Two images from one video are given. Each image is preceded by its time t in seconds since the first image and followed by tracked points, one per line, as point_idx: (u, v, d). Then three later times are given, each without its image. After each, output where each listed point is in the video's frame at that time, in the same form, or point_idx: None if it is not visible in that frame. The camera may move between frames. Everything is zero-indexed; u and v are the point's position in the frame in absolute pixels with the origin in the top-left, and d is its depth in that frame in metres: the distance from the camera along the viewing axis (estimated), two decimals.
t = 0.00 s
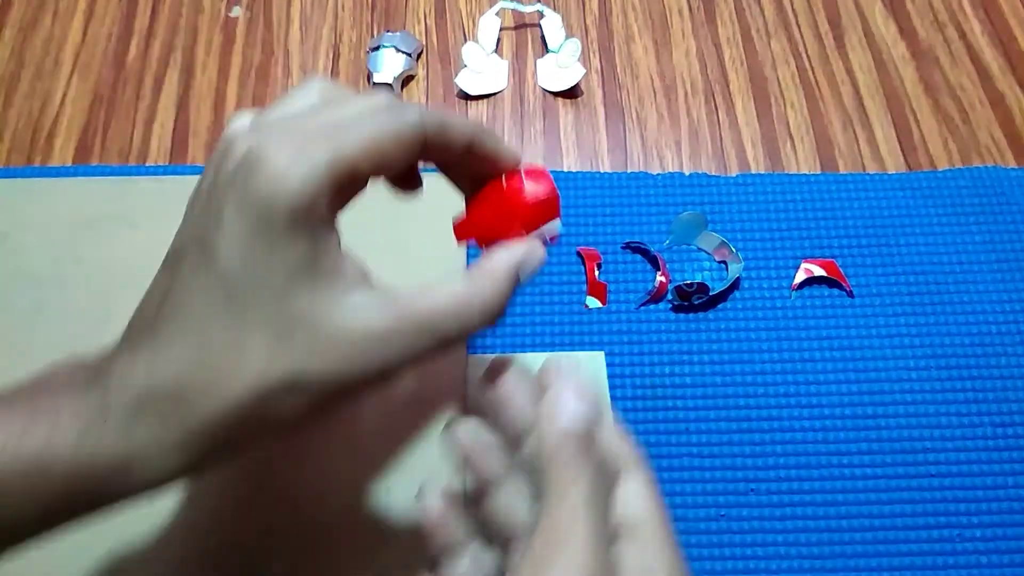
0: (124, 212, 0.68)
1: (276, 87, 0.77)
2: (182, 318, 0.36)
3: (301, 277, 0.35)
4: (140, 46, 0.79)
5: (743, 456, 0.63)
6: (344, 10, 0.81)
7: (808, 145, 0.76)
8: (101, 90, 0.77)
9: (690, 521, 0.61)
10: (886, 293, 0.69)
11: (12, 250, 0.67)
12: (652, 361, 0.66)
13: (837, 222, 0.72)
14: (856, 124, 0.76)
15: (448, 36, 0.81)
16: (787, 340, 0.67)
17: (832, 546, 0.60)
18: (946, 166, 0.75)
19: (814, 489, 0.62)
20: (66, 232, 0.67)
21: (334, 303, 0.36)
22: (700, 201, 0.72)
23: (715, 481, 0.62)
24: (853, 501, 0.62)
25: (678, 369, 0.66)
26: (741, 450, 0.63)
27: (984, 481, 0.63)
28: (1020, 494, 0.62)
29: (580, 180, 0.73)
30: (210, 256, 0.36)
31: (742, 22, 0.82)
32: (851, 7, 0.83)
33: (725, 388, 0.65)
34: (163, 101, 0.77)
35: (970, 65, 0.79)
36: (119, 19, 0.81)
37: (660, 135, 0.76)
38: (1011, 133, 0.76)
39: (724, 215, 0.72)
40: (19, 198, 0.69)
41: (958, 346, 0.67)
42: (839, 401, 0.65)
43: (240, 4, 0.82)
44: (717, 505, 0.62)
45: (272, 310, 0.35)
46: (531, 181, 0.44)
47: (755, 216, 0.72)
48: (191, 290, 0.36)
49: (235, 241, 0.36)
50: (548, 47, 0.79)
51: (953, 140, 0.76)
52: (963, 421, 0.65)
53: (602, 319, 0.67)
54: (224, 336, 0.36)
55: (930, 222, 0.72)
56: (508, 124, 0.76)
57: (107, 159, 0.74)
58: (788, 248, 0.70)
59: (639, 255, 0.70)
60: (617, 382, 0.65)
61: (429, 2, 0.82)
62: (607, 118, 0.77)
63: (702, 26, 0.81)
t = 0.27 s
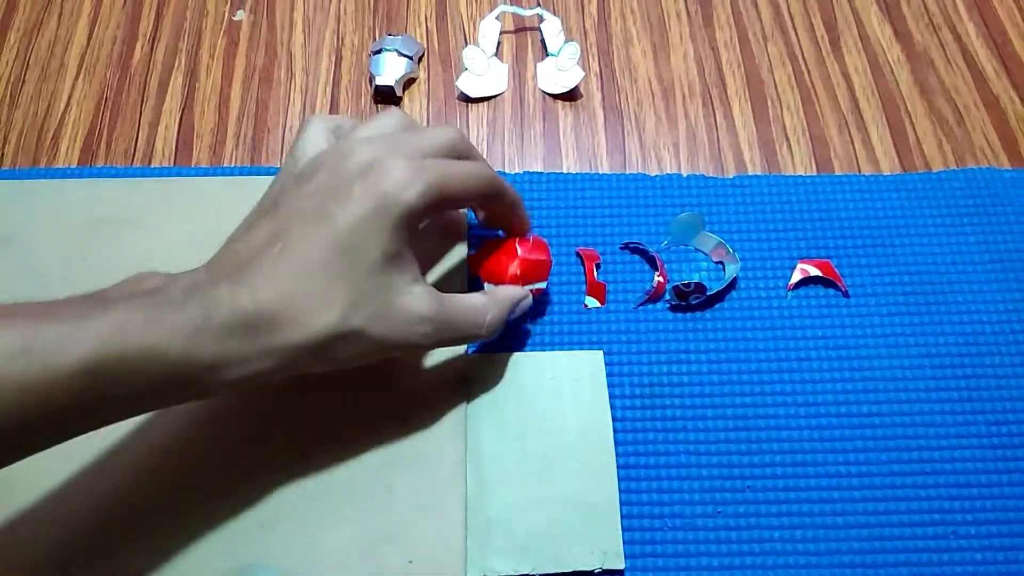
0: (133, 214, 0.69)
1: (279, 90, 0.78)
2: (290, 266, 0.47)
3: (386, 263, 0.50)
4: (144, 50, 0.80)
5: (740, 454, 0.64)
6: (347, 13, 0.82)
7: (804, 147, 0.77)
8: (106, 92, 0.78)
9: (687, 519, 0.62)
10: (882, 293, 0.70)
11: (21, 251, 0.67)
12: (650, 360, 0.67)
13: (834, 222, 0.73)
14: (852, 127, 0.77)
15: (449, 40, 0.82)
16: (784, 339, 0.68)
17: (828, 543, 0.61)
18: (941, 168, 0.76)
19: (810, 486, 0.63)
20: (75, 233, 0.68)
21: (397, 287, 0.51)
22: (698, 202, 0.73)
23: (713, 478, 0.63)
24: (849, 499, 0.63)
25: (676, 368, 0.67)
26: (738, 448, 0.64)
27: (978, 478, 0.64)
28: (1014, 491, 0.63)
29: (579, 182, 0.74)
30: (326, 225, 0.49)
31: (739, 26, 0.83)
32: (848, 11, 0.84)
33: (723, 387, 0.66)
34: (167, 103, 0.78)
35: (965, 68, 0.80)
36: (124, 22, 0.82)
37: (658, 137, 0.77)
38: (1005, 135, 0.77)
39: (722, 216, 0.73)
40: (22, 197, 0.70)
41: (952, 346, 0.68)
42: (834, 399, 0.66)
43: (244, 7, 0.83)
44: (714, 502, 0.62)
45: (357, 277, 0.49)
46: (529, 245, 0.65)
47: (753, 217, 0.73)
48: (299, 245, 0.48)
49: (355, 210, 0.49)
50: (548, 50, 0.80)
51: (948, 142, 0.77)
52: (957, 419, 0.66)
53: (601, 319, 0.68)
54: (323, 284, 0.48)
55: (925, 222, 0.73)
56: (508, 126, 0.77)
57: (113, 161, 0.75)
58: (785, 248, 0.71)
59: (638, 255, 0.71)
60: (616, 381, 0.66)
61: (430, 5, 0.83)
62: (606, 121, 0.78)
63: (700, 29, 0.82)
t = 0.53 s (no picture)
0: (133, 214, 0.69)
1: (279, 90, 0.78)
2: (308, 264, 0.50)
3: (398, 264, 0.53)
4: (143, 50, 0.80)
5: (740, 454, 0.64)
6: (346, 13, 0.82)
7: (804, 147, 0.77)
8: (106, 92, 0.78)
9: (688, 519, 0.62)
10: (882, 293, 0.70)
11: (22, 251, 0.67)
12: (650, 360, 0.67)
13: (834, 222, 0.73)
14: (852, 127, 0.77)
15: (449, 40, 0.81)
16: (784, 339, 0.68)
17: (828, 543, 0.61)
18: (941, 168, 0.76)
19: (811, 487, 0.63)
20: (76, 232, 0.68)
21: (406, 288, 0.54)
22: (698, 202, 0.73)
23: (713, 478, 0.63)
24: (849, 499, 0.63)
25: (676, 368, 0.67)
26: (738, 448, 0.64)
27: (978, 478, 0.64)
28: (1014, 491, 0.63)
29: (579, 182, 0.74)
30: (343, 227, 0.52)
31: (739, 26, 0.82)
32: (848, 11, 0.84)
33: (723, 387, 0.66)
34: (167, 103, 0.78)
35: (966, 68, 0.80)
36: (123, 22, 0.82)
37: (658, 137, 0.77)
38: (1006, 135, 0.77)
39: (722, 216, 0.73)
40: (22, 197, 0.69)
41: (953, 345, 0.68)
42: (835, 399, 0.66)
43: (244, 7, 0.83)
44: (714, 503, 0.62)
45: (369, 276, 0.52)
46: (530, 262, 0.68)
47: (753, 217, 0.73)
48: (316, 244, 0.51)
49: (367, 213, 0.52)
50: (548, 50, 0.80)
51: (948, 142, 0.77)
52: (957, 419, 0.66)
53: (601, 319, 0.68)
54: (339, 282, 0.51)
55: (925, 222, 0.73)
56: (508, 126, 0.77)
57: (112, 160, 0.75)
58: (785, 248, 0.71)
59: (638, 255, 0.71)
60: (616, 381, 0.66)
61: (430, 5, 0.83)
62: (606, 121, 0.78)
63: (700, 29, 0.82)
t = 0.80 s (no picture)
0: (133, 213, 0.69)
1: (279, 89, 0.78)
2: (264, 263, 0.47)
3: (360, 260, 0.50)
4: (143, 50, 0.80)
5: (740, 454, 0.64)
6: (346, 13, 0.82)
7: (804, 147, 0.77)
8: (105, 92, 0.78)
9: (688, 519, 0.62)
10: (882, 293, 0.70)
11: (22, 250, 0.67)
12: (650, 360, 0.67)
13: (833, 222, 0.73)
14: (852, 127, 0.77)
15: (449, 40, 0.81)
16: (784, 339, 0.68)
17: (828, 543, 0.61)
18: (941, 168, 0.75)
19: (811, 487, 0.63)
20: (76, 232, 0.68)
21: (368, 287, 0.50)
22: (698, 202, 0.73)
23: (713, 479, 0.63)
24: (849, 499, 0.63)
25: (676, 368, 0.67)
26: (738, 448, 0.64)
27: (978, 478, 0.64)
28: (1014, 491, 0.63)
29: (579, 182, 0.74)
30: (298, 225, 0.48)
31: (739, 26, 0.82)
32: (848, 11, 0.84)
33: (723, 387, 0.66)
34: (167, 103, 0.78)
35: (966, 68, 0.80)
36: (123, 22, 0.82)
37: (658, 137, 0.77)
38: (1006, 135, 0.77)
39: (722, 216, 0.73)
40: (21, 197, 0.69)
41: (953, 345, 0.68)
42: (835, 399, 0.66)
43: (244, 7, 0.83)
44: (714, 503, 0.62)
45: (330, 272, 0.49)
46: (529, 266, 0.68)
47: (753, 217, 0.73)
48: (270, 242, 0.48)
49: (325, 209, 0.49)
50: (548, 49, 0.80)
51: (948, 142, 0.77)
52: (957, 419, 0.66)
53: (601, 319, 0.68)
54: (298, 281, 0.47)
55: (926, 222, 0.73)
56: (508, 126, 0.77)
57: (112, 161, 0.75)
58: (785, 248, 0.71)
59: (638, 255, 0.71)
60: (616, 381, 0.66)
61: (430, 5, 0.83)
62: (606, 121, 0.78)
63: (700, 29, 0.82)
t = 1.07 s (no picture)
0: (133, 213, 0.69)
1: (279, 89, 0.78)
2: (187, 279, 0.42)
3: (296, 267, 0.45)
4: (143, 50, 0.80)
5: (740, 454, 0.64)
6: (346, 13, 0.82)
7: (804, 147, 0.77)
8: (105, 92, 0.78)
9: (688, 519, 0.62)
10: (881, 293, 0.70)
11: (24, 250, 0.67)
12: (650, 360, 0.67)
13: (833, 222, 0.73)
14: (852, 127, 0.77)
15: (449, 40, 0.82)
16: (784, 339, 0.68)
17: (828, 543, 0.61)
18: (941, 168, 0.75)
19: (810, 486, 0.63)
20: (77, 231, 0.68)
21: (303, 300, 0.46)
22: (698, 202, 0.73)
23: (713, 478, 0.63)
24: (849, 498, 0.63)
25: (676, 368, 0.67)
26: (738, 448, 0.64)
27: (978, 478, 0.64)
28: (1014, 491, 0.63)
29: (579, 182, 0.74)
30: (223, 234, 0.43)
31: (739, 26, 0.82)
32: (848, 11, 0.84)
33: (723, 387, 0.66)
34: (167, 103, 0.78)
35: (965, 68, 0.80)
36: (123, 22, 0.82)
37: (658, 137, 0.77)
38: (1006, 135, 0.77)
39: (722, 216, 0.73)
40: (21, 198, 0.69)
41: (953, 345, 0.68)
42: (834, 399, 0.66)
43: (244, 7, 0.83)
44: (714, 503, 0.62)
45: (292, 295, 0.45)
46: (530, 263, 0.68)
47: (753, 218, 0.73)
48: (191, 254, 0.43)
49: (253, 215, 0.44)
50: (549, 49, 0.80)
51: (948, 142, 0.77)
52: (957, 419, 0.66)
53: (601, 319, 0.68)
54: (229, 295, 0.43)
55: (925, 222, 0.73)
56: (508, 126, 0.77)
57: (112, 160, 0.75)
58: (785, 248, 0.71)
59: (638, 255, 0.71)
60: (616, 381, 0.66)
61: (430, 5, 0.83)
62: (606, 121, 0.78)
63: (700, 29, 0.82)
